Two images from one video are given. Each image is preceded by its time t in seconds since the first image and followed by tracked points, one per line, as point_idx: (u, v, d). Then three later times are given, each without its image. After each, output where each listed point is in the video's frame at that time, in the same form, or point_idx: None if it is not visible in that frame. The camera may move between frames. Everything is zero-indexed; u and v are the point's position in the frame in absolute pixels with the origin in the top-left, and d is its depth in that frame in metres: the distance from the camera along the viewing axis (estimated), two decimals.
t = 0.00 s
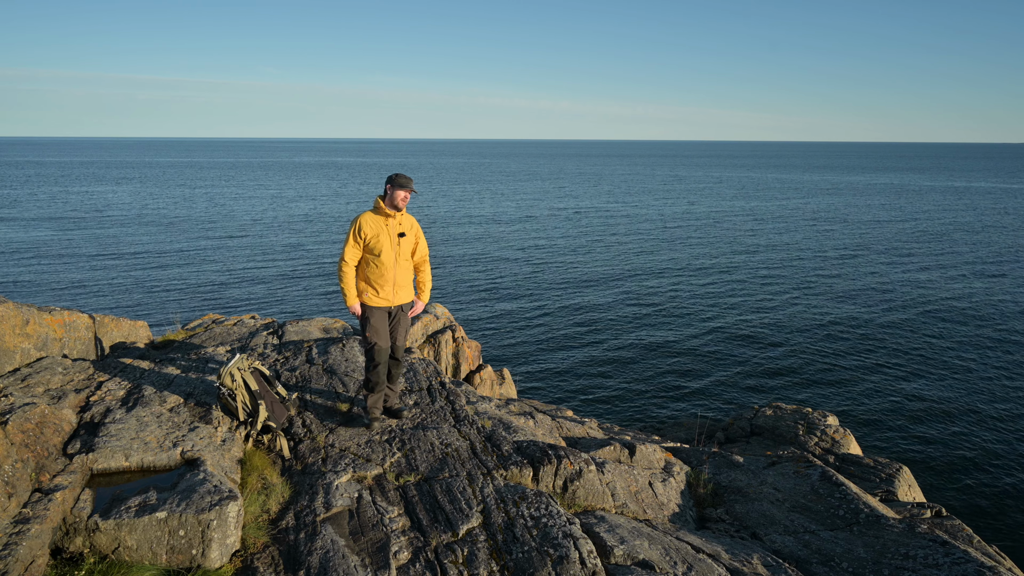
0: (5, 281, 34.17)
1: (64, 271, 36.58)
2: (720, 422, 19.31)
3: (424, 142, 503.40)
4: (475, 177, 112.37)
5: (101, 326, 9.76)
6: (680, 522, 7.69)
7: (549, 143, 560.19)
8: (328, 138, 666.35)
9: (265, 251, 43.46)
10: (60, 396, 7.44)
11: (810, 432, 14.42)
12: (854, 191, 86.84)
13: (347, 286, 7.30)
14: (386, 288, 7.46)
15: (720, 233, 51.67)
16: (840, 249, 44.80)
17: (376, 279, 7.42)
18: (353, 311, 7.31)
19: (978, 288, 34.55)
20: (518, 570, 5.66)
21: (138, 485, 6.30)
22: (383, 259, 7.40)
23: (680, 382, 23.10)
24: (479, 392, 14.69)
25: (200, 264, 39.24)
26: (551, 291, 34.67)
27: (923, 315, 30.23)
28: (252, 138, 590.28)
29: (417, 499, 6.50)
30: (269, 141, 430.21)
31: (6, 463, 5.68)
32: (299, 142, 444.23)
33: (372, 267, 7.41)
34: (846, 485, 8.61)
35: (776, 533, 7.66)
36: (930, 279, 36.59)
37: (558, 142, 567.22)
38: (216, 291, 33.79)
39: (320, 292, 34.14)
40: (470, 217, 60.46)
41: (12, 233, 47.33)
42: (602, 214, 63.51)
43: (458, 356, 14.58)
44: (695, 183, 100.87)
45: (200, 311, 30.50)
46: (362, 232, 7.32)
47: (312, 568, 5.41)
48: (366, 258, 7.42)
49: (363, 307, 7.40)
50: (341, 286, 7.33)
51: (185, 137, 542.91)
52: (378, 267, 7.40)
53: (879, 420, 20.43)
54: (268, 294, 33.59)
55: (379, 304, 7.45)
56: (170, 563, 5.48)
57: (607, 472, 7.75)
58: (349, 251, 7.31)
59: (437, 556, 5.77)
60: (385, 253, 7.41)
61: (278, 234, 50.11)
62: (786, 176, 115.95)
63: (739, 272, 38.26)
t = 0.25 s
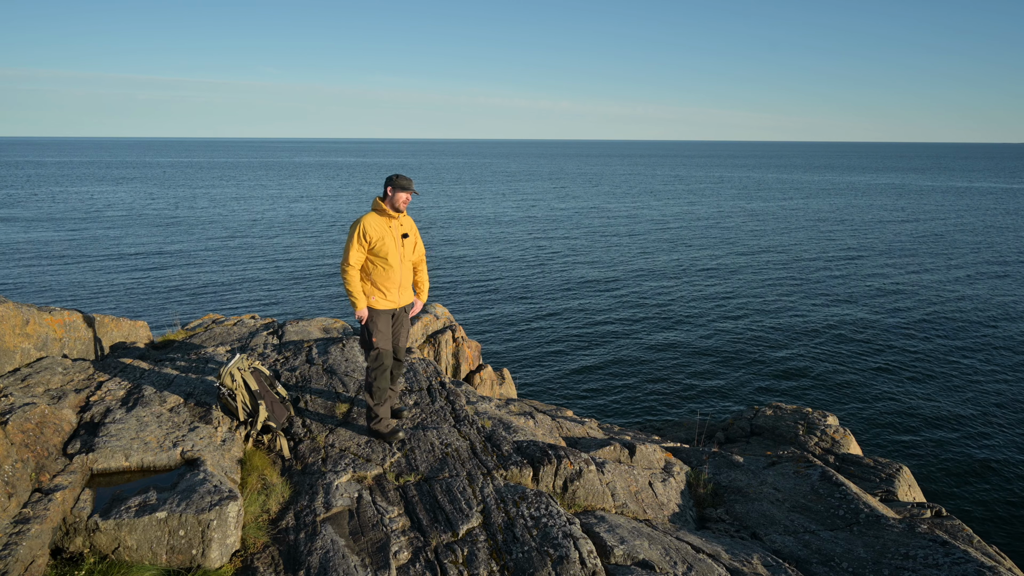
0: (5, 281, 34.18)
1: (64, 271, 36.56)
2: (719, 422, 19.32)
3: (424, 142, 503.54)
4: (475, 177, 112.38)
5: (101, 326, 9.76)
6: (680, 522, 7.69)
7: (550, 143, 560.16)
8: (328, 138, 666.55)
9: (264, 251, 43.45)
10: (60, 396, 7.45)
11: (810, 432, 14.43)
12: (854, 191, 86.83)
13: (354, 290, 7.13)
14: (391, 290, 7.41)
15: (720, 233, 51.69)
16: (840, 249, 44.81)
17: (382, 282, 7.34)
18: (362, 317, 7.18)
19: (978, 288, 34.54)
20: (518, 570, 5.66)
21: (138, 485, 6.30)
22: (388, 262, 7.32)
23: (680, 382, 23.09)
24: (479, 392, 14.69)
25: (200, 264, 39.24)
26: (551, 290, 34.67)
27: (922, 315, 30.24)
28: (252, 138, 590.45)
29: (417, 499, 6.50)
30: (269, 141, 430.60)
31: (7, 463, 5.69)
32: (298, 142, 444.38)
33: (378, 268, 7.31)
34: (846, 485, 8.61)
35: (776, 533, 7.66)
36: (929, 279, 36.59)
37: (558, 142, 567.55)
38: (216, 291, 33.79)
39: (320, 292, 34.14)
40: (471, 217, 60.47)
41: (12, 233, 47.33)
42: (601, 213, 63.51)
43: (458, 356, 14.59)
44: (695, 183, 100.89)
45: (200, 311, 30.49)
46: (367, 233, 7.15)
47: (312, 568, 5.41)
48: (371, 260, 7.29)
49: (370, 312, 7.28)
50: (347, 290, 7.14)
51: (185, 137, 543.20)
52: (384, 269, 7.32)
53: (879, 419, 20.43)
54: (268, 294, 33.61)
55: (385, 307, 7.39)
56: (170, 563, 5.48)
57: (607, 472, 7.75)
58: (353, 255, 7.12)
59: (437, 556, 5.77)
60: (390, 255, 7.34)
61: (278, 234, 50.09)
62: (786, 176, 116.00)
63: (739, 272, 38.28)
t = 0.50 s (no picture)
0: (5, 281, 34.18)
1: (64, 271, 36.56)
2: (720, 422, 19.33)
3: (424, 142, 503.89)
4: (475, 177, 112.41)
5: (101, 326, 9.76)
6: (680, 522, 7.70)
7: (550, 142, 560.73)
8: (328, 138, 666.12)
9: (265, 251, 43.46)
10: (60, 396, 7.44)
11: (810, 432, 14.43)
12: (855, 191, 86.87)
13: (362, 294, 6.98)
14: (395, 293, 7.34)
15: (720, 233, 51.71)
16: (840, 249, 44.83)
17: (387, 285, 7.25)
18: (371, 323, 7.05)
19: (978, 288, 34.56)
20: (518, 570, 5.66)
21: (138, 485, 6.30)
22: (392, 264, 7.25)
23: (680, 382, 23.10)
24: (479, 392, 14.69)
25: (200, 265, 39.25)
26: (551, 291, 34.68)
27: (922, 315, 30.25)
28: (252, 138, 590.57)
29: (418, 499, 6.49)
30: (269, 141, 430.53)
31: (6, 463, 5.68)
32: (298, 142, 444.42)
33: (383, 271, 7.20)
34: (846, 485, 8.61)
35: (776, 533, 7.66)
36: (930, 279, 36.58)
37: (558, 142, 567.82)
38: (217, 291, 33.82)
39: (320, 292, 34.16)
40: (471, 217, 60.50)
41: (12, 233, 47.34)
42: (601, 213, 63.51)
43: (458, 356, 14.58)
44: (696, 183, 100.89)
45: (200, 311, 30.50)
46: (370, 235, 7.01)
47: (312, 568, 5.41)
48: (374, 263, 7.16)
49: (377, 317, 7.16)
50: (355, 295, 6.97)
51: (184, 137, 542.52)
52: (389, 271, 7.23)
53: (879, 419, 20.45)
54: (268, 294, 33.63)
55: (391, 310, 7.31)
56: (170, 563, 5.48)
57: (607, 472, 7.75)
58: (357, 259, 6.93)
59: (437, 556, 5.77)
60: (393, 256, 7.26)
61: (278, 234, 50.09)
62: (786, 176, 116.04)
63: (739, 272, 38.30)
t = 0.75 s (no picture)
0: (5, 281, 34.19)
1: (64, 271, 36.58)
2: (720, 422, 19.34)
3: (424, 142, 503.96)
4: (476, 177, 112.43)
5: (102, 325, 9.76)
6: (680, 522, 7.69)
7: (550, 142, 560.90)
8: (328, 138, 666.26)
9: (265, 251, 43.47)
10: (60, 396, 7.45)
11: (810, 432, 14.42)
12: (855, 191, 86.86)
13: (368, 298, 6.94)
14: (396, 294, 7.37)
15: (720, 233, 51.73)
16: (840, 249, 44.85)
17: (389, 286, 7.29)
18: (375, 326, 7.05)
19: (979, 288, 34.56)
20: (518, 570, 5.66)
21: (138, 485, 6.30)
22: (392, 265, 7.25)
23: (680, 382, 23.09)
24: (479, 392, 14.69)
25: (200, 265, 39.27)
26: (551, 291, 34.68)
27: (922, 315, 30.25)
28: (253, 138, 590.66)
29: (417, 499, 6.50)
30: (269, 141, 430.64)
31: (7, 463, 5.68)
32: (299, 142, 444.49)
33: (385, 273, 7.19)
34: (846, 485, 8.61)
35: (776, 533, 7.66)
36: (930, 279, 36.60)
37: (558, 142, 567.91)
38: (217, 291, 33.84)
39: (320, 292, 34.17)
40: (471, 217, 60.52)
41: (12, 233, 47.35)
42: (602, 213, 63.55)
43: (458, 357, 14.58)
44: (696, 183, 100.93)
45: (200, 311, 30.52)
46: (372, 237, 6.96)
47: (312, 568, 5.41)
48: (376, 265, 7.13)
49: (381, 319, 7.18)
50: (360, 299, 6.93)
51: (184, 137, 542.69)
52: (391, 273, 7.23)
53: (879, 419, 20.46)
54: (268, 293, 33.64)
55: (393, 312, 7.34)
56: (170, 562, 5.48)
57: (607, 472, 7.75)
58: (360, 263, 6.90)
59: (437, 556, 5.77)
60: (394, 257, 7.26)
61: (278, 234, 50.11)
62: (786, 176, 116.10)
63: (739, 272, 38.31)
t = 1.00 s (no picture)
0: (5, 281, 34.21)
1: (64, 271, 36.58)
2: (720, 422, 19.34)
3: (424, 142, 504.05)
4: (476, 177, 112.46)
5: (102, 326, 9.77)
6: (680, 522, 7.69)
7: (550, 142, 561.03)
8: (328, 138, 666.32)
9: (265, 251, 43.49)
10: (60, 396, 7.44)
11: (810, 432, 14.42)
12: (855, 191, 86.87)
13: (367, 298, 6.95)
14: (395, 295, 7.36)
15: (720, 233, 51.74)
16: (841, 249, 44.85)
17: (388, 287, 7.25)
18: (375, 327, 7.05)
19: (979, 288, 34.55)
20: (518, 570, 5.66)
21: (138, 485, 6.30)
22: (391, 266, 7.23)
23: (679, 382, 23.10)
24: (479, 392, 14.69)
25: (201, 264, 39.30)
26: (552, 291, 34.68)
27: (922, 315, 30.26)
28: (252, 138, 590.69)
29: (417, 499, 6.50)
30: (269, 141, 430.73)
31: (6, 464, 5.68)
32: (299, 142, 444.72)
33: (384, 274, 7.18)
34: (846, 485, 8.61)
35: (776, 533, 7.66)
36: (930, 279, 36.60)
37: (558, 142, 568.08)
38: (217, 291, 33.85)
39: (320, 292, 34.16)
40: (472, 217, 60.52)
41: (12, 233, 47.36)
42: (602, 213, 63.54)
43: (458, 357, 14.58)
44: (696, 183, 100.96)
45: (200, 311, 30.53)
46: (369, 238, 6.95)
47: (312, 568, 5.41)
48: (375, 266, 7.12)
49: (380, 320, 7.19)
50: (360, 300, 6.93)
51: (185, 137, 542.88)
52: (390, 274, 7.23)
53: (879, 419, 20.47)
54: (269, 293, 33.65)
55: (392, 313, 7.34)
56: (170, 563, 5.48)
57: (607, 472, 7.75)
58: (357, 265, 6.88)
59: (437, 556, 5.77)
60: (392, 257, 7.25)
61: (279, 234, 50.13)
62: (786, 176, 116.11)
63: (739, 272, 38.32)
